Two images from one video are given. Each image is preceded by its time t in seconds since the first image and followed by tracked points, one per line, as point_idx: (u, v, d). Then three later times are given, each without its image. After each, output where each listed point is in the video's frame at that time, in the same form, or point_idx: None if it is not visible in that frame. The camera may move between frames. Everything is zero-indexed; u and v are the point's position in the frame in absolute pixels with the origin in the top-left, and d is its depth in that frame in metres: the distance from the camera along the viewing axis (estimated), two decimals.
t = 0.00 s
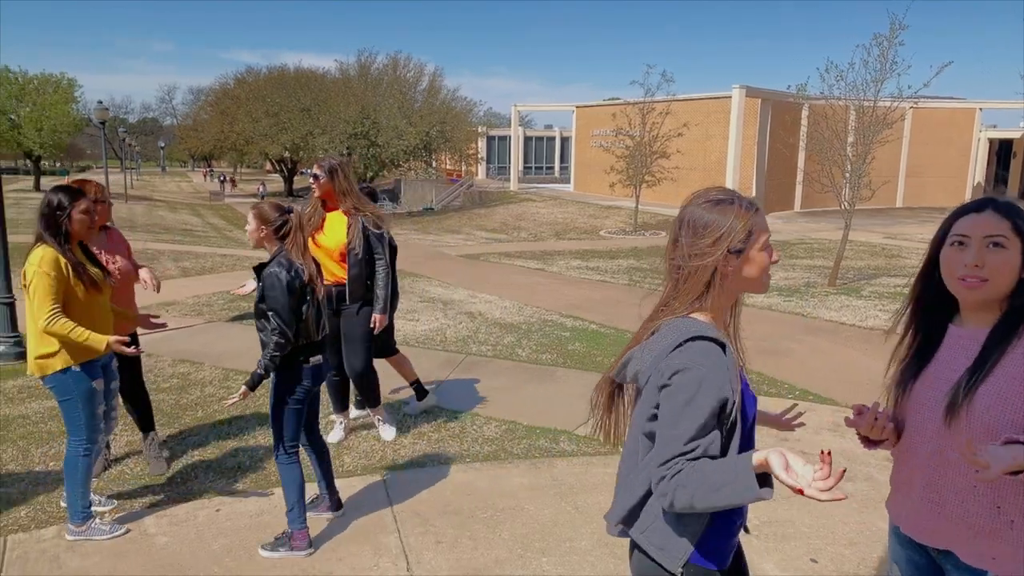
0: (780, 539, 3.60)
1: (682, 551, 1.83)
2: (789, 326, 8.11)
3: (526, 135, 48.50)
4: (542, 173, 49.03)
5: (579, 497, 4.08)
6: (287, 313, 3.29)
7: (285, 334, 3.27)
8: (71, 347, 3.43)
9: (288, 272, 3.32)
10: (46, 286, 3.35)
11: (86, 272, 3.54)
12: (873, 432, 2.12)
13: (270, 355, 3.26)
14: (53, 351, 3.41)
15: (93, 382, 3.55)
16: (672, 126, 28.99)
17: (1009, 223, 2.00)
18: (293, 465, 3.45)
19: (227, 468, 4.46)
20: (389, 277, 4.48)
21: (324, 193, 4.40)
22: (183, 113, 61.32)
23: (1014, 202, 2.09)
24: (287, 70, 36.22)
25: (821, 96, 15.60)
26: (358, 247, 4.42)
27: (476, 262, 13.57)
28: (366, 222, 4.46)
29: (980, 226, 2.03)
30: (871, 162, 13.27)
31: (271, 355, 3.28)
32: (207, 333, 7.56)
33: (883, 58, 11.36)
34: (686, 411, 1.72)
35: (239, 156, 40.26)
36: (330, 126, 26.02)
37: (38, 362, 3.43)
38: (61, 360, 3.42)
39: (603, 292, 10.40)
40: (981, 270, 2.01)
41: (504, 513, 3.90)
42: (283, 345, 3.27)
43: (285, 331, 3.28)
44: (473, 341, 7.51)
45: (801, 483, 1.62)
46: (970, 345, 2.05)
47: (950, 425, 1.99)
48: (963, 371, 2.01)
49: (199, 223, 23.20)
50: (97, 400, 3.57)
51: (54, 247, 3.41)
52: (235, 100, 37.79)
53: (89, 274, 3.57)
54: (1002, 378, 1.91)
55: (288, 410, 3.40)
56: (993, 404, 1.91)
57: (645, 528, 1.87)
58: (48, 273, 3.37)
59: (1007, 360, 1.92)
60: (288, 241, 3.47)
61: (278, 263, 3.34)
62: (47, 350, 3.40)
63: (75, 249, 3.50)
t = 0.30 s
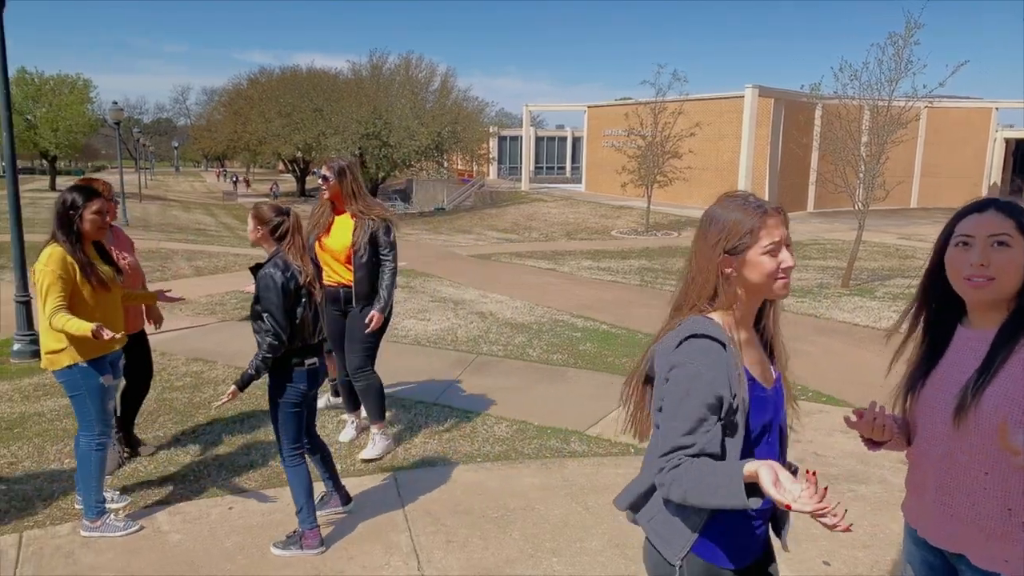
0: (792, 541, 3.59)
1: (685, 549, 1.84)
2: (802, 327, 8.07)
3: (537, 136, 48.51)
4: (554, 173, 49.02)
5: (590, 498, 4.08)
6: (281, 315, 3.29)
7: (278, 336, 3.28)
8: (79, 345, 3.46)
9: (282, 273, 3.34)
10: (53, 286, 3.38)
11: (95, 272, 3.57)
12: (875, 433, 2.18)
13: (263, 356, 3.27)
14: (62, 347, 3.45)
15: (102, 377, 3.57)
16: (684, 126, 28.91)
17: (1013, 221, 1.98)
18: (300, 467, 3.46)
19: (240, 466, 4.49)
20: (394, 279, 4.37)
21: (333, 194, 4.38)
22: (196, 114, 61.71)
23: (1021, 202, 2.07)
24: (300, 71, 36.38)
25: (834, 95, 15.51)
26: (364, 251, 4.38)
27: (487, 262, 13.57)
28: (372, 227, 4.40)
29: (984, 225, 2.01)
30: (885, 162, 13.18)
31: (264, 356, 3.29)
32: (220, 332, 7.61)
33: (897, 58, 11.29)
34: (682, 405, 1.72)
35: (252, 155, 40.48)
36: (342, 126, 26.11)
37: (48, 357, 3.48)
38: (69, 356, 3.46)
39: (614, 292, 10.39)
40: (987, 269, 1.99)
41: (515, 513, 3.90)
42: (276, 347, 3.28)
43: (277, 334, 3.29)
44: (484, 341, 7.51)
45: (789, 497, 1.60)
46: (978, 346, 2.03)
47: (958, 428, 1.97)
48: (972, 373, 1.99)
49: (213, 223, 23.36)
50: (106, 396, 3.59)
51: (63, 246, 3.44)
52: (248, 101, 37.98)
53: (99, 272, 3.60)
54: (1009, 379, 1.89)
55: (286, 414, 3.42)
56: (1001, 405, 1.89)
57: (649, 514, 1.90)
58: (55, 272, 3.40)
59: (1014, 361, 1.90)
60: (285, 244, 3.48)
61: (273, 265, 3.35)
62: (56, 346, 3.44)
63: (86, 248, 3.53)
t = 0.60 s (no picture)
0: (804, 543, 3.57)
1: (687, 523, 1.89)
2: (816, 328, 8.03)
3: (549, 136, 48.53)
4: (566, 173, 49.02)
5: (601, 498, 4.07)
6: (274, 315, 3.29)
7: (273, 337, 3.27)
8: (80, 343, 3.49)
9: (274, 274, 3.34)
10: (57, 284, 3.42)
11: (102, 271, 3.59)
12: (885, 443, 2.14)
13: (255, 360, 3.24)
14: (64, 343, 3.49)
15: (109, 374, 3.60)
16: (696, 126, 28.80)
17: (1010, 223, 1.97)
18: (304, 473, 3.47)
19: (253, 464, 4.51)
20: (400, 282, 4.25)
21: (350, 196, 4.42)
22: (210, 114, 62.11)
23: None
24: (313, 71, 36.56)
25: (848, 95, 15.42)
26: (374, 253, 4.31)
27: (499, 262, 13.58)
28: (384, 230, 4.35)
29: (980, 228, 2.00)
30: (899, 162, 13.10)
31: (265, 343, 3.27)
32: (232, 332, 7.65)
33: (912, 57, 11.21)
34: (687, 380, 1.84)
35: (265, 155, 40.72)
36: (355, 126, 26.21)
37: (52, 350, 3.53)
38: (70, 353, 3.50)
39: (626, 292, 10.38)
40: (983, 272, 1.99)
41: (526, 513, 3.90)
42: (270, 347, 3.27)
43: (273, 334, 3.28)
44: (495, 341, 7.51)
45: (751, 476, 1.59)
46: (985, 350, 2.01)
47: (966, 433, 1.96)
48: (977, 377, 1.98)
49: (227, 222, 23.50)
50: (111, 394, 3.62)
51: (72, 245, 3.47)
52: (261, 101, 38.21)
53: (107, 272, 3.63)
54: (1012, 384, 1.87)
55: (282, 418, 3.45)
56: (1004, 409, 1.87)
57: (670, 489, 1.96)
58: (61, 271, 3.43)
59: (1018, 366, 1.88)
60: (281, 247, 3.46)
61: (268, 266, 3.36)
62: (59, 341, 3.49)
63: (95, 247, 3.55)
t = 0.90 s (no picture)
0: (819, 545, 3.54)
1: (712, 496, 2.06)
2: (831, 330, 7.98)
3: (563, 136, 48.53)
4: (579, 173, 49.00)
5: (614, 499, 4.07)
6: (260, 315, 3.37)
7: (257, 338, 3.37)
8: (93, 342, 3.52)
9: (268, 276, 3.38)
10: (70, 283, 3.44)
11: (115, 271, 3.62)
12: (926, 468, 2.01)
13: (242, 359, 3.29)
14: (76, 343, 3.52)
15: (117, 374, 3.62)
16: (711, 126, 28.68)
17: None
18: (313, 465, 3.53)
19: (266, 463, 4.53)
20: (412, 284, 4.20)
21: (369, 196, 4.42)
22: (226, 114, 62.58)
23: None
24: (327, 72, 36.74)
25: (864, 94, 15.31)
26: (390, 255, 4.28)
27: (512, 262, 13.59)
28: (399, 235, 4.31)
29: (997, 228, 1.98)
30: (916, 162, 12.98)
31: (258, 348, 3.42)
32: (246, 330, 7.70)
33: (930, 56, 11.11)
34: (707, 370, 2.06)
35: (280, 155, 40.98)
36: (369, 126, 26.32)
37: (63, 350, 3.55)
38: (82, 353, 3.52)
39: (639, 292, 10.37)
40: (994, 273, 1.98)
41: (539, 513, 3.90)
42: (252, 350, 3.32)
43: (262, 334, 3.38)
44: (508, 341, 7.52)
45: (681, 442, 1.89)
46: (1003, 352, 1.99)
47: (978, 435, 1.95)
48: (994, 378, 1.96)
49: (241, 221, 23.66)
50: (120, 393, 3.65)
51: (83, 245, 3.50)
52: (276, 101, 38.44)
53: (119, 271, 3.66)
54: None
55: (283, 414, 3.49)
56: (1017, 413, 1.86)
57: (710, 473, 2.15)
58: (73, 270, 3.46)
59: None
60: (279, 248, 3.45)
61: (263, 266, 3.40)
62: (70, 342, 3.51)
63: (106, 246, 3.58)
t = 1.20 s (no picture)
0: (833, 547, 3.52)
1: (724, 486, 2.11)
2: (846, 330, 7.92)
3: (575, 136, 48.49)
4: (592, 173, 48.93)
5: (627, 499, 4.05)
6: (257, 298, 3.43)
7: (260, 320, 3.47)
8: (102, 346, 3.54)
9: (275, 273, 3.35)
10: (84, 286, 3.47)
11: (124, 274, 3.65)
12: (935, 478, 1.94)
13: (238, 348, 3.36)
14: (86, 346, 3.53)
15: (124, 376, 3.66)
16: (724, 126, 28.54)
17: None
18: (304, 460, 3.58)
19: (277, 461, 4.55)
20: (398, 278, 4.10)
21: (370, 195, 4.35)
22: (240, 114, 62.94)
23: None
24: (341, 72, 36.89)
25: (880, 94, 15.19)
26: (383, 253, 4.20)
27: (525, 261, 13.59)
28: (396, 236, 4.21)
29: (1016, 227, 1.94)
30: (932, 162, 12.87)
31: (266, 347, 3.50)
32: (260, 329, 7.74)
33: (947, 55, 11.00)
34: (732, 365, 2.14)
35: (294, 155, 41.19)
36: (382, 126, 26.40)
37: (70, 353, 3.56)
38: (92, 355, 3.54)
39: (652, 292, 10.34)
40: (1001, 272, 1.98)
41: (551, 513, 3.90)
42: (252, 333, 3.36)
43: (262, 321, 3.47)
44: (520, 341, 7.51)
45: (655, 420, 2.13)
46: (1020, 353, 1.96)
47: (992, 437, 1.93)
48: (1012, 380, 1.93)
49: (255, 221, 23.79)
50: (129, 393, 3.70)
51: (99, 248, 3.52)
52: (290, 101, 38.64)
53: (129, 274, 3.70)
54: None
55: (283, 407, 3.55)
56: None
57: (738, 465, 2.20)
58: (89, 273, 3.48)
59: None
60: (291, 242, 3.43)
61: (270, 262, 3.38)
62: (79, 345, 3.52)
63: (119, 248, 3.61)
